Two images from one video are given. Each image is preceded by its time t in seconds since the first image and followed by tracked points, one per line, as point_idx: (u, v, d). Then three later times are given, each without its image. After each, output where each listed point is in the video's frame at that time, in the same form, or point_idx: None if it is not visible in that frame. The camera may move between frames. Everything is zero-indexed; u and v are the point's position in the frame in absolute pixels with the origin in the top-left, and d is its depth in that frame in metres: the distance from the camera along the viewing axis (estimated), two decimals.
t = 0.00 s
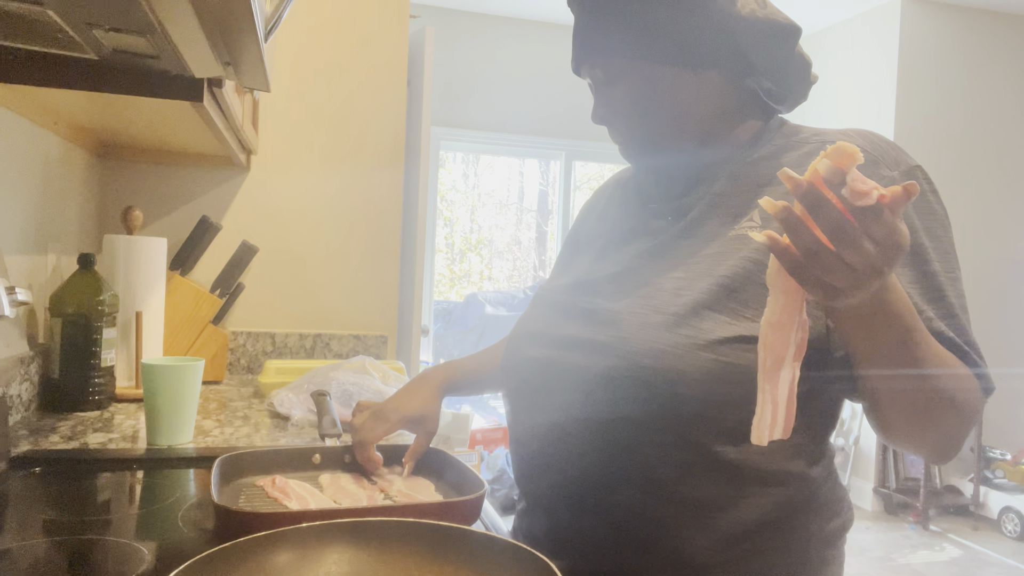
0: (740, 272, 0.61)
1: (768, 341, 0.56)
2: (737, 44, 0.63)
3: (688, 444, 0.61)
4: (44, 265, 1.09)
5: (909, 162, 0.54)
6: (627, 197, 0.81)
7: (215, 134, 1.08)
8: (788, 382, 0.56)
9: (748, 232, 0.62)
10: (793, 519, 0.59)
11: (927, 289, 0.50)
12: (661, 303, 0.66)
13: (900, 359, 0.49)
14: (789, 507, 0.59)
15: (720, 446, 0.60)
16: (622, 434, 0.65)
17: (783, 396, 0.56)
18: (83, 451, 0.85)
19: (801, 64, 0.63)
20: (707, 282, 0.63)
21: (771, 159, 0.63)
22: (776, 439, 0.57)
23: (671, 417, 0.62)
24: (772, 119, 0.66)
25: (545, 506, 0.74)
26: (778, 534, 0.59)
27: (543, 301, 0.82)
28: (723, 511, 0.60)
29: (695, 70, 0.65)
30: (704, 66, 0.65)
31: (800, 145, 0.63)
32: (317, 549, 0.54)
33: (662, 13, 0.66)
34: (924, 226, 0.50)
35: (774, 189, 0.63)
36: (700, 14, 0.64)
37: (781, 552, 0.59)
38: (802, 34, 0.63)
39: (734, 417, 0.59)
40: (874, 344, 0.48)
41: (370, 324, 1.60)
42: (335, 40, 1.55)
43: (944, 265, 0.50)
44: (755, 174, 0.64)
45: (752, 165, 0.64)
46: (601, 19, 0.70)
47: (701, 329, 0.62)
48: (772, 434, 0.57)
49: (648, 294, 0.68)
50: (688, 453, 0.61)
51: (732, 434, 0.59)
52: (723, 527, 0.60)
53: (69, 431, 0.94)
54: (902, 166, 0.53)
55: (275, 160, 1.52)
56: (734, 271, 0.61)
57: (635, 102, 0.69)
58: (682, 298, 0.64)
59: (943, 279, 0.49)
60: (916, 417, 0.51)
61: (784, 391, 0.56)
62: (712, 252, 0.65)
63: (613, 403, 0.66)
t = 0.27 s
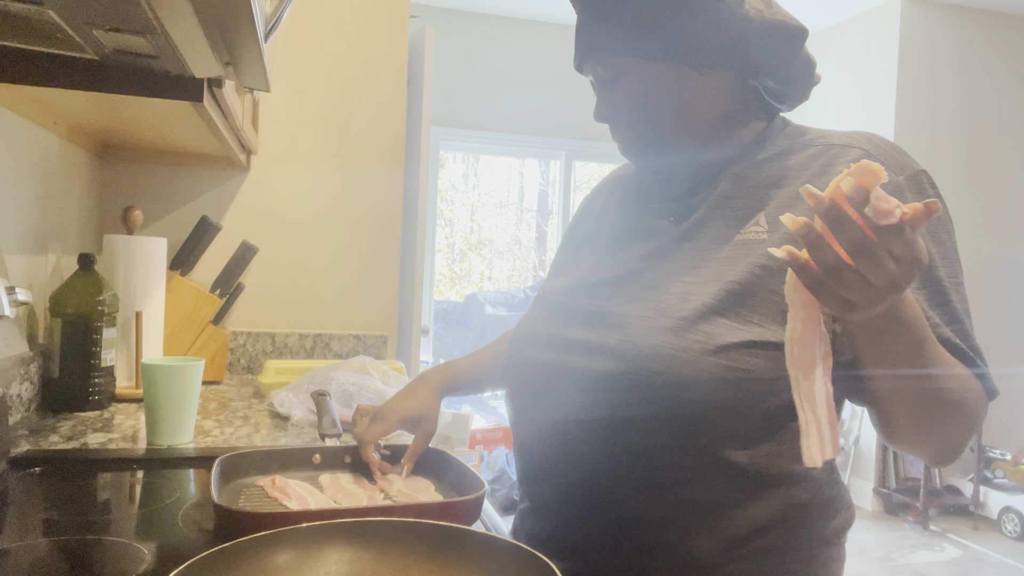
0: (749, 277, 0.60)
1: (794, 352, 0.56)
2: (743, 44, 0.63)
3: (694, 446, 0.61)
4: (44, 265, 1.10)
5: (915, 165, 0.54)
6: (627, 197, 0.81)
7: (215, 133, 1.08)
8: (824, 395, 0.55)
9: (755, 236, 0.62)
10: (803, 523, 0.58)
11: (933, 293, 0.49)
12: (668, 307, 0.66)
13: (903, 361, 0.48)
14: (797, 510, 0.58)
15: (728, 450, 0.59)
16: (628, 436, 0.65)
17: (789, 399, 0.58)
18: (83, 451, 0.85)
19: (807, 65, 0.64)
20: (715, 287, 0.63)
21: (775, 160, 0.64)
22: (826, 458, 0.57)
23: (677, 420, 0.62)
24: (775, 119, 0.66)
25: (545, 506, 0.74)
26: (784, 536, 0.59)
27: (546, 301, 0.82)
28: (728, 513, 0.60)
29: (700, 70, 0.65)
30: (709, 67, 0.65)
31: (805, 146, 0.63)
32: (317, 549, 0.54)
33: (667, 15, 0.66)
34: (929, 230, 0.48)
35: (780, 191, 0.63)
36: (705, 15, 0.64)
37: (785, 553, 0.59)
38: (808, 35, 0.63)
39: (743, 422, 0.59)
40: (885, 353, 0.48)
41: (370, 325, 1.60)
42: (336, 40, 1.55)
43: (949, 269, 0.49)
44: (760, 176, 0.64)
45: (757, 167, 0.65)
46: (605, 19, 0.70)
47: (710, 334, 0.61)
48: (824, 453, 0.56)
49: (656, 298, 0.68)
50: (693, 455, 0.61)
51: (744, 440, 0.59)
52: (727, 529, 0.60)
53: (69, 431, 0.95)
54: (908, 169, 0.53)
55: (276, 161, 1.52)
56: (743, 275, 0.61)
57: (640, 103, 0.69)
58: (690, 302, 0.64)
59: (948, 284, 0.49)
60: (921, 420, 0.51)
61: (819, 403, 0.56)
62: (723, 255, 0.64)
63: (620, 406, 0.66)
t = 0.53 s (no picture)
0: (754, 277, 0.60)
1: (805, 353, 0.55)
2: (747, 45, 0.63)
3: (696, 446, 0.61)
4: (44, 265, 1.09)
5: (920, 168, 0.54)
6: (627, 197, 0.81)
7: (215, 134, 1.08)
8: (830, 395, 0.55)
9: (759, 237, 0.62)
10: (800, 521, 0.60)
11: (939, 293, 0.51)
12: (672, 308, 0.66)
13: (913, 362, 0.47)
14: (796, 509, 0.59)
15: (732, 451, 0.60)
16: (631, 437, 0.65)
17: (793, 397, 0.59)
18: (83, 451, 0.85)
19: (808, 65, 0.65)
20: (719, 287, 0.63)
21: (778, 160, 0.65)
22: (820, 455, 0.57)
23: (680, 421, 0.62)
24: (777, 119, 0.67)
25: (546, 506, 0.74)
26: (785, 534, 0.60)
27: (547, 301, 0.82)
28: (730, 513, 0.60)
29: (704, 71, 0.65)
30: (713, 68, 0.65)
31: (809, 146, 0.64)
32: (318, 549, 0.54)
33: (670, 15, 0.65)
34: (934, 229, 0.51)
35: (783, 192, 0.63)
36: (708, 15, 0.64)
37: (786, 551, 0.60)
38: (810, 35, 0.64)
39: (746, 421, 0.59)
40: (903, 354, 0.47)
41: (370, 325, 1.60)
42: (335, 40, 1.55)
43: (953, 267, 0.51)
44: (763, 176, 0.65)
45: (762, 167, 0.65)
46: (606, 19, 0.69)
47: (715, 334, 0.61)
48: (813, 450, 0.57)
49: (660, 298, 0.68)
50: (695, 455, 0.61)
51: (746, 441, 0.59)
52: (729, 529, 0.60)
53: (69, 431, 0.94)
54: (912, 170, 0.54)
55: (276, 161, 1.52)
56: (747, 275, 0.61)
57: (642, 105, 0.68)
58: (695, 303, 0.64)
59: (954, 284, 0.51)
60: (928, 419, 0.51)
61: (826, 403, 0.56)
62: (729, 255, 0.64)
63: (622, 406, 0.66)
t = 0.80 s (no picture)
0: (754, 274, 0.61)
1: (798, 349, 0.56)
2: (748, 45, 0.63)
3: (697, 445, 0.61)
4: (44, 265, 1.09)
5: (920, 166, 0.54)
6: (628, 197, 0.81)
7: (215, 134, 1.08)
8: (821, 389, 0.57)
9: (759, 236, 0.62)
10: (800, 520, 0.60)
11: (939, 292, 0.51)
12: (672, 306, 0.66)
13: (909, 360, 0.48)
14: (797, 509, 0.59)
15: (732, 449, 0.60)
16: (632, 437, 0.65)
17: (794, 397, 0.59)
18: (83, 451, 0.85)
19: (810, 67, 0.64)
20: (718, 286, 0.63)
21: (779, 160, 0.65)
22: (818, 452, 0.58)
23: (681, 419, 0.62)
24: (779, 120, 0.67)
25: (547, 506, 0.74)
26: (787, 533, 0.60)
27: (547, 301, 0.82)
28: (731, 513, 0.60)
29: (705, 71, 0.65)
30: (713, 68, 0.65)
31: (809, 146, 0.64)
32: (318, 549, 0.54)
33: (671, 15, 0.66)
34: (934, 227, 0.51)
35: (783, 190, 0.63)
36: (709, 15, 0.64)
37: (786, 551, 0.60)
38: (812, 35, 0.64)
39: (746, 419, 0.59)
40: (890, 350, 0.48)
41: (370, 325, 1.60)
42: (335, 40, 1.55)
43: (953, 266, 0.51)
44: (763, 175, 0.65)
45: (762, 166, 0.65)
46: (609, 20, 0.70)
47: (715, 333, 0.61)
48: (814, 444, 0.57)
49: (659, 297, 0.68)
50: (696, 454, 0.61)
51: (747, 439, 0.59)
52: (730, 529, 0.60)
53: (68, 431, 0.94)
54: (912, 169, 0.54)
55: (276, 161, 1.52)
56: (747, 274, 0.61)
57: (643, 105, 0.68)
58: (694, 302, 0.64)
59: (953, 282, 0.51)
60: (927, 418, 0.51)
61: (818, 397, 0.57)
62: (727, 254, 0.64)
63: (623, 405, 0.66)
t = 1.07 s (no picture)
0: (754, 273, 0.61)
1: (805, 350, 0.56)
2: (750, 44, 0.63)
3: (698, 445, 0.61)
4: (44, 265, 1.09)
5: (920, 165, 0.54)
6: (628, 196, 0.81)
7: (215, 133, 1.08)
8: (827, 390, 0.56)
9: (759, 235, 0.62)
10: (801, 519, 0.60)
11: (939, 290, 0.51)
12: (673, 306, 0.66)
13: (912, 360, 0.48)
14: (797, 507, 0.60)
15: (733, 448, 0.60)
16: (633, 436, 0.65)
17: (795, 397, 0.59)
18: (83, 451, 0.85)
19: (810, 67, 0.64)
20: (719, 284, 0.63)
21: (780, 159, 0.65)
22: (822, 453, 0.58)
23: (682, 419, 0.62)
24: (778, 119, 0.67)
25: (548, 505, 0.74)
26: (787, 532, 0.60)
27: (547, 300, 0.82)
28: (732, 512, 0.60)
29: (707, 71, 0.65)
30: (715, 68, 0.65)
31: (809, 145, 0.64)
32: (319, 549, 0.54)
33: (672, 15, 0.66)
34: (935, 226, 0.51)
35: (784, 189, 0.63)
36: (710, 14, 0.64)
37: (786, 550, 0.60)
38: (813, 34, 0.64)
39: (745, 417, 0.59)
40: (895, 351, 0.47)
41: (370, 325, 1.60)
42: (335, 40, 1.55)
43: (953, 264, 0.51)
44: (763, 174, 0.65)
45: (762, 166, 0.65)
46: (609, 20, 0.70)
47: (715, 332, 0.61)
48: (815, 446, 0.57)
49: (660, 297, 0.68)
50: (697, 454, 0.61)
51: (746, 437, 0.59)
52: (732, 528, 0.60)
53: (68, 431, 0.94)
54: (912, 168, 0.54)
55: (276, 161, 1.52)
56: (747, 273, 0.61)
57: (644, 105, 0.68)
58: (694, 301, 0.64)
59: (954, 281, 0.51)
60: (929, 418, 0.51)
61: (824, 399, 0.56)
62: (727, 253, 0.64)
63: (624, 405, 0.66)
